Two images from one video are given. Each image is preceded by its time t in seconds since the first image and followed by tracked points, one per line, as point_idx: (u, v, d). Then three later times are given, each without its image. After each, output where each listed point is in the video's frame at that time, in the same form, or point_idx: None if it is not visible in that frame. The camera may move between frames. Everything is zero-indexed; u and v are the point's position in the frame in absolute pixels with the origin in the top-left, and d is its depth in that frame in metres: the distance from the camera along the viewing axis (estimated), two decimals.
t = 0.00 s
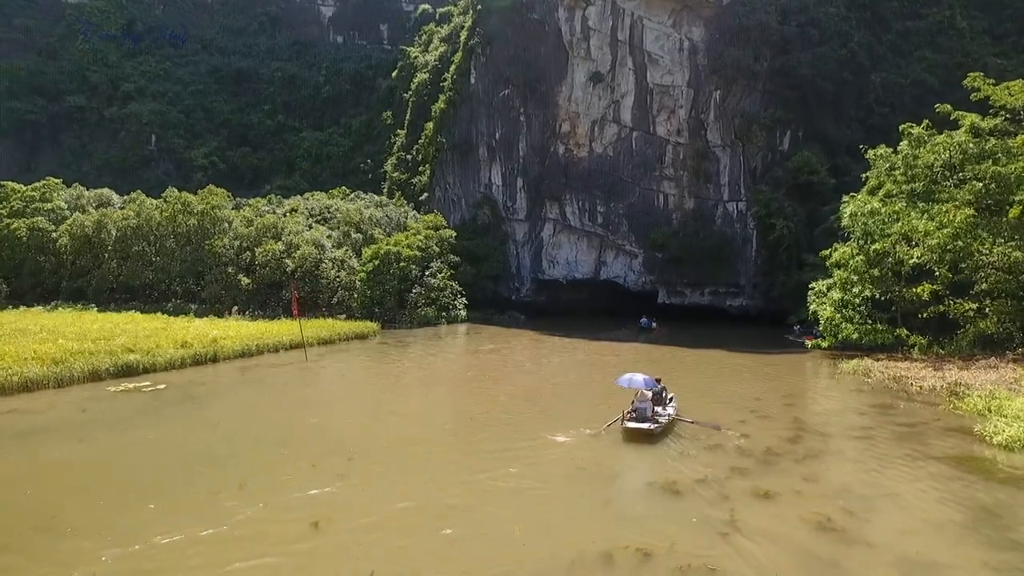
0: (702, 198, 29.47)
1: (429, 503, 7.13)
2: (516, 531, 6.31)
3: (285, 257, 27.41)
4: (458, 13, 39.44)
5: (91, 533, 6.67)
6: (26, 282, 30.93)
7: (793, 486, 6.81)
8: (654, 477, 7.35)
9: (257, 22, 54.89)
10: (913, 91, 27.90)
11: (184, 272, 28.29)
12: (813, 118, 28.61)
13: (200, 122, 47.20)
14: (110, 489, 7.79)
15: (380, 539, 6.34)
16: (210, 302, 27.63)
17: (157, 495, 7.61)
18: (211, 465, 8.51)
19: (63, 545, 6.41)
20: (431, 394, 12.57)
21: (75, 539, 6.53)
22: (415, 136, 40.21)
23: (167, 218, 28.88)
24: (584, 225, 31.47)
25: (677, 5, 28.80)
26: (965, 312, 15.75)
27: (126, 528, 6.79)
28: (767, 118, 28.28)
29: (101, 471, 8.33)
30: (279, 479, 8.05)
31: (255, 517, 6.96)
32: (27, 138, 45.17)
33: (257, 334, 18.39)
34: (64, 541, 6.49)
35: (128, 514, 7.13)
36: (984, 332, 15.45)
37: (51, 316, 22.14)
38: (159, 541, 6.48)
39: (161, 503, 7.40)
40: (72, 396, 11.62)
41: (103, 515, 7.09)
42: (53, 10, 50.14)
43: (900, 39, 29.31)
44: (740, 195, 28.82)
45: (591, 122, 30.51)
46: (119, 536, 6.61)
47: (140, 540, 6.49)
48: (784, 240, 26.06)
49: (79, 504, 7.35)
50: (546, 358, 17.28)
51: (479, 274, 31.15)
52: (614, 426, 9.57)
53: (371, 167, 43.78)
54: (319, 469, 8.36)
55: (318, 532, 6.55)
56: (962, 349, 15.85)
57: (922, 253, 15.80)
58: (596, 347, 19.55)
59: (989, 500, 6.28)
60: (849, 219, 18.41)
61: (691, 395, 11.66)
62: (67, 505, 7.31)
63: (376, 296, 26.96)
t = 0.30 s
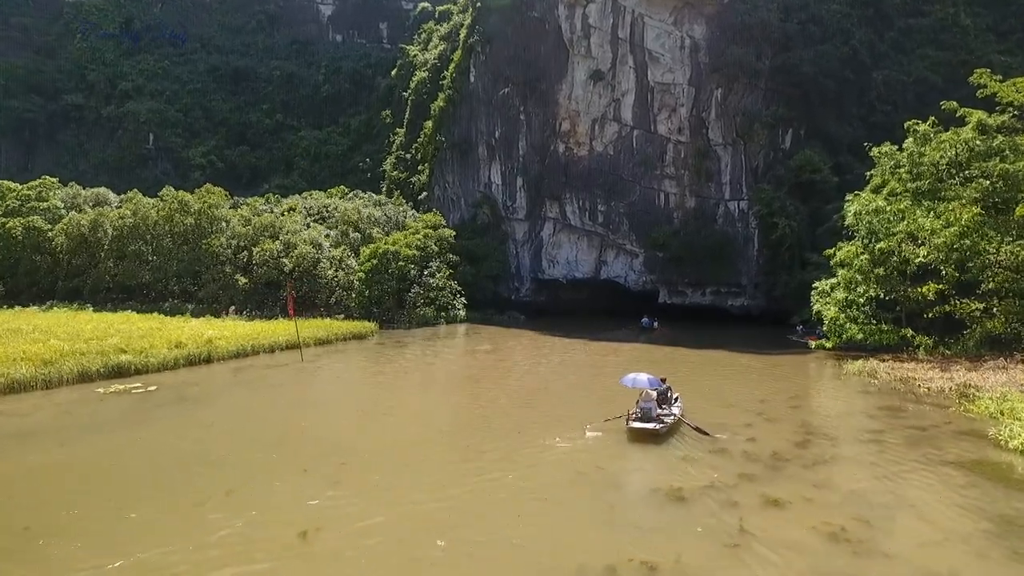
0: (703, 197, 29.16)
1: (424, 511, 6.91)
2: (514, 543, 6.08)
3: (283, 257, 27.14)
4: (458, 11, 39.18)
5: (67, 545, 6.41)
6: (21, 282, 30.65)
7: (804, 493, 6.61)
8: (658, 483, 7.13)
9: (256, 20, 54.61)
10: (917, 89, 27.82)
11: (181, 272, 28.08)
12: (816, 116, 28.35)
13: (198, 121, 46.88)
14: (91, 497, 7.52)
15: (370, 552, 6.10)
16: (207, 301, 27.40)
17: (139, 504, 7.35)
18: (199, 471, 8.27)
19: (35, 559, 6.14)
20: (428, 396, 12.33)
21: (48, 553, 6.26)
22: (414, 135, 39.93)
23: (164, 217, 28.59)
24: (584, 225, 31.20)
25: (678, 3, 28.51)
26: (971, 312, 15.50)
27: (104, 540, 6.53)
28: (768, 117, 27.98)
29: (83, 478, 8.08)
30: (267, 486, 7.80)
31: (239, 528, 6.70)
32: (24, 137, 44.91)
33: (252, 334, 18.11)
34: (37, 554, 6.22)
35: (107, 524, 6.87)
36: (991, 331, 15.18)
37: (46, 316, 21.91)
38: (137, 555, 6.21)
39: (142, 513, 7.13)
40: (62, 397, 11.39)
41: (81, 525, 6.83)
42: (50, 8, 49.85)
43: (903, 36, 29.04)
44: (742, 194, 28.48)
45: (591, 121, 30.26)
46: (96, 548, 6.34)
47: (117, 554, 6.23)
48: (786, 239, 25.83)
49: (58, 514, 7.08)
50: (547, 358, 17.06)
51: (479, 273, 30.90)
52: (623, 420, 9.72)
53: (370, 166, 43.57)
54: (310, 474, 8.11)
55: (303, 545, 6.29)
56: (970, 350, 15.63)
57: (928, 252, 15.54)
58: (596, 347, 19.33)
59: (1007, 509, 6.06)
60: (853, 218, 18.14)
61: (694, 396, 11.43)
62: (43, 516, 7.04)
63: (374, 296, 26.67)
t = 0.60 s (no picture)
0: (705, 196, 28.82)
1: (421, 518, 6.69)
2: (512, 553, 5.83)
3: (280, 256, 26.81)
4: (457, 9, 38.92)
5: (38, 557, 6.05)
6: (16, 282, 30.33)
7: (815, 502, 6.47)
8: (663, 490, 6.96)
9: (254, 19, 54.32)
10: (920, 87, 27.67)
11: (177, 272, 27.81)
12: (818, 115, 28.11)
13: (196, 120, 46.54)
14: (70, 504, 7.18)
15: (361, 562, 5.81)
16: (205, 301, 27.16)
17: (119, 512, 7.00)
18: (184, 477, 7.96)
19: (3, 572, 5.78)
20: (426, 398, 12.09)
21: (30, 559, 6.02)
22: (414, 133, 39.65)
23: (161, 216, 28.29)
24: (585, 224, 30.93)
25: None
26: (978, 312, 15.24)
27: (80, 551, 6.17)
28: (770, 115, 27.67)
29: (63, 484, 7.74)
30: (257, 492, 7.50)
31: (224, 538, 6.38)
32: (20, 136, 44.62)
33: (248, 334, 17.84)
34: (17, 561, 5.98)
35: (84, 534, 6.51)
36: (999, 331, 14.94)
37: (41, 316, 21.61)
38: (112, 567, 5.85)
39: (125, 519, 6.84)
40: (52, 400, 11.15)
41: (55, 535, 6.47)
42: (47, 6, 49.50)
43: (907, 33, 28.77)
44: (743, 192, 28.10)
45: (591, 119, 30.01)
46: (67, 560, 5.99)
47: (96, 563, 5.93)
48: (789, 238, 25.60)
49: (31, 525, 6.73)
50: (548, 359, 16.87)
51: (478, 273, 30.63)
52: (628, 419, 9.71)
53: (369, 165, 43.38)
54: (300, 481, 7.82)
55: (291, 555, 6.01)
56: (977, 351, 15.41)
57: (935, 251, 15.27)
58: (597, 347, 19.12)
59: None
60: (858, 216, 17.90)
61: (699, 397, 11.24)
62: (21, 523, 6.74)
63: (372, 295, 26.34)
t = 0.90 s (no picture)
0: (706, 195, 28.53)
1: (413, 529, 6.45)
2: (510, 564, 5.60)
3: (278, 256, 26.53)
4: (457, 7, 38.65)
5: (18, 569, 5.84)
6: (12, 282, 30.04)
7: (829, 510, 6.24)
8: (669, 497, 6.73)
9: (253, 17, 54.03)
10: (924, 84, 27.41)
11: (174, 272, 27.57)
12: (820, 113, 27.83)
13: (194, 119, 46.25)
14: (47, 513, 6.97)
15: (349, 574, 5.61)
16: (202, 301, 26.94)
17: (96, 522, 6.78)
18: (168, 485, 7.74)
19: None
20: (423, 400, 11.86)
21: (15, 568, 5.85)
22: (413, 132, 39.39)
23: (158, 215, 28.03)
24: (585, 223, 30.68)
25: None
26: (985, 311, 14.97)
27: (50, 563, 5.94)
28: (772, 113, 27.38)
29: (41, 492, 7.52)
30: (241, 501, 7.26)
31: (203, 551, 6.14)
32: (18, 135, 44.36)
33: (243, 334, 17.56)
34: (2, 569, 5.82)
35: (57, 545, 6.29)
36: (1006, 331, 14.68)
37: (35, 316, 21.33)
38: None
39: (113, 527, 6.67)
40: (42, 403, 10.90)
41: (26, 546, 6.24)
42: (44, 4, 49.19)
43: (911, 30, 28.47)
44: (745, 191, 27.80)
45: (592, 118, 29.76)
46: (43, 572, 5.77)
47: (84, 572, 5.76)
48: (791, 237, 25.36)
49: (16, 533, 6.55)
50: (547, 359, 16.63)
51: (478, 272, 30.36)
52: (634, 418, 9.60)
53: (368, 165, 43.18)
54: (287, 489, 7.58)
55: (282, 565, 5.83)
56: (984, 350, 15.17)
57: (941, 250, 15.00)
58: (599, 348, 18.89)
59: None
60: (863, 214, 17.65)
61: (703, 398, 11.01)
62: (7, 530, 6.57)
63: (370, 295, 26.03)
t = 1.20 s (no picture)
0: (708, 194, 28.33)
1: (407, 535, 6.21)
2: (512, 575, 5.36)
3: (276, 255, 26.26)
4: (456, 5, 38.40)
5: None
6: (7, 282, 29.73)
7: (843, 520, 6.01)
8: (676, 505, 6.49)
9: (251, 16, 53.75)
10: (928, 82, 27.16)
11: (172, 271, 27.31)
12: (823, 111, 27.59)
13: (192, 118, 45.96)
14: (21, 524, 6.61)
15: None
16: (200, 301, 26.71)
17: (73, 533, 6.44)
18: (150, 493, 7.39)
19: None
20: (421, 401, 11.62)
21: None
22: (412, 131, 39.12)
23: (155, 214, 27.70)
24: (586, 222, 30.42)
25: None
26: (993, 311, 14.74)
27: None
28: (775, 111, 27.17)
29: (18, 501, 7.16)
30: (229, 509, 6.96)
31: (186, 564, 5.81)
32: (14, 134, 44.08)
33: (240, 334, 17.33)
34: None
35: (37, 556, 6.00)
36: (1014, 331, 14.45)
37: (30, 316, 21.03)
38: None
39: (102, 533, 6.44)
40: (33, 404, 10.69)
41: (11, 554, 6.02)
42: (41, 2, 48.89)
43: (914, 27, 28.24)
44: (747, 190, 27.63)
45: (592, 116, 29.50)
46: None
47: None
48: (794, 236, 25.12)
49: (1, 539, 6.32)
50: (548, 360, 16.41)
51: (478, 271, 30.12)
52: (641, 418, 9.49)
53: (367, 164, 42.94)
54: (278, 496, 7.29)
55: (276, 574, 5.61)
56: (992, 351, 14.94)
57: (949, 248, 14.73)
58: (600, 349, 18.66)
59: None
60: (867, 212, 17.36)
61: (707, 400, 10.81)
62: None
63: (369, 295, 25.66)
